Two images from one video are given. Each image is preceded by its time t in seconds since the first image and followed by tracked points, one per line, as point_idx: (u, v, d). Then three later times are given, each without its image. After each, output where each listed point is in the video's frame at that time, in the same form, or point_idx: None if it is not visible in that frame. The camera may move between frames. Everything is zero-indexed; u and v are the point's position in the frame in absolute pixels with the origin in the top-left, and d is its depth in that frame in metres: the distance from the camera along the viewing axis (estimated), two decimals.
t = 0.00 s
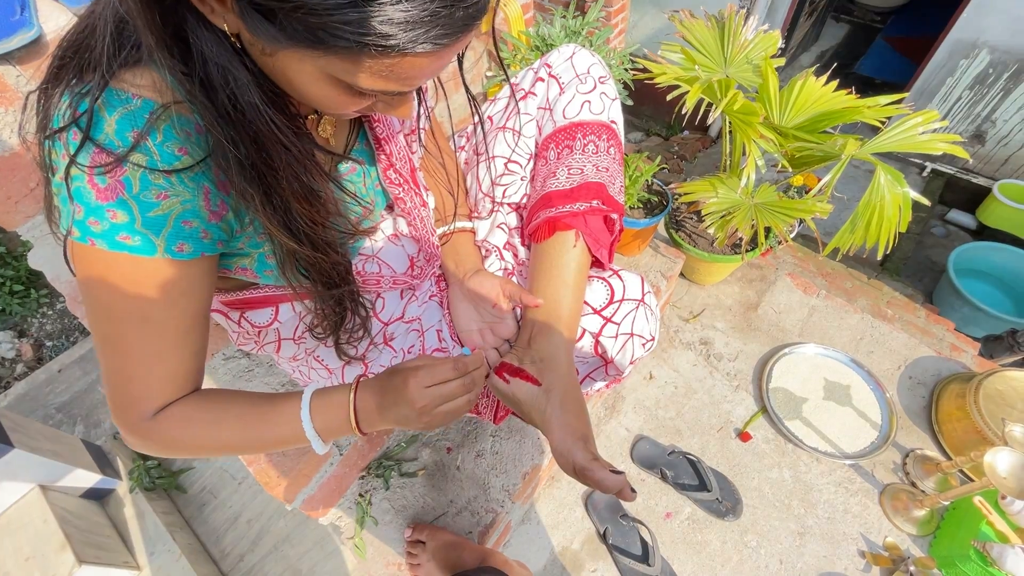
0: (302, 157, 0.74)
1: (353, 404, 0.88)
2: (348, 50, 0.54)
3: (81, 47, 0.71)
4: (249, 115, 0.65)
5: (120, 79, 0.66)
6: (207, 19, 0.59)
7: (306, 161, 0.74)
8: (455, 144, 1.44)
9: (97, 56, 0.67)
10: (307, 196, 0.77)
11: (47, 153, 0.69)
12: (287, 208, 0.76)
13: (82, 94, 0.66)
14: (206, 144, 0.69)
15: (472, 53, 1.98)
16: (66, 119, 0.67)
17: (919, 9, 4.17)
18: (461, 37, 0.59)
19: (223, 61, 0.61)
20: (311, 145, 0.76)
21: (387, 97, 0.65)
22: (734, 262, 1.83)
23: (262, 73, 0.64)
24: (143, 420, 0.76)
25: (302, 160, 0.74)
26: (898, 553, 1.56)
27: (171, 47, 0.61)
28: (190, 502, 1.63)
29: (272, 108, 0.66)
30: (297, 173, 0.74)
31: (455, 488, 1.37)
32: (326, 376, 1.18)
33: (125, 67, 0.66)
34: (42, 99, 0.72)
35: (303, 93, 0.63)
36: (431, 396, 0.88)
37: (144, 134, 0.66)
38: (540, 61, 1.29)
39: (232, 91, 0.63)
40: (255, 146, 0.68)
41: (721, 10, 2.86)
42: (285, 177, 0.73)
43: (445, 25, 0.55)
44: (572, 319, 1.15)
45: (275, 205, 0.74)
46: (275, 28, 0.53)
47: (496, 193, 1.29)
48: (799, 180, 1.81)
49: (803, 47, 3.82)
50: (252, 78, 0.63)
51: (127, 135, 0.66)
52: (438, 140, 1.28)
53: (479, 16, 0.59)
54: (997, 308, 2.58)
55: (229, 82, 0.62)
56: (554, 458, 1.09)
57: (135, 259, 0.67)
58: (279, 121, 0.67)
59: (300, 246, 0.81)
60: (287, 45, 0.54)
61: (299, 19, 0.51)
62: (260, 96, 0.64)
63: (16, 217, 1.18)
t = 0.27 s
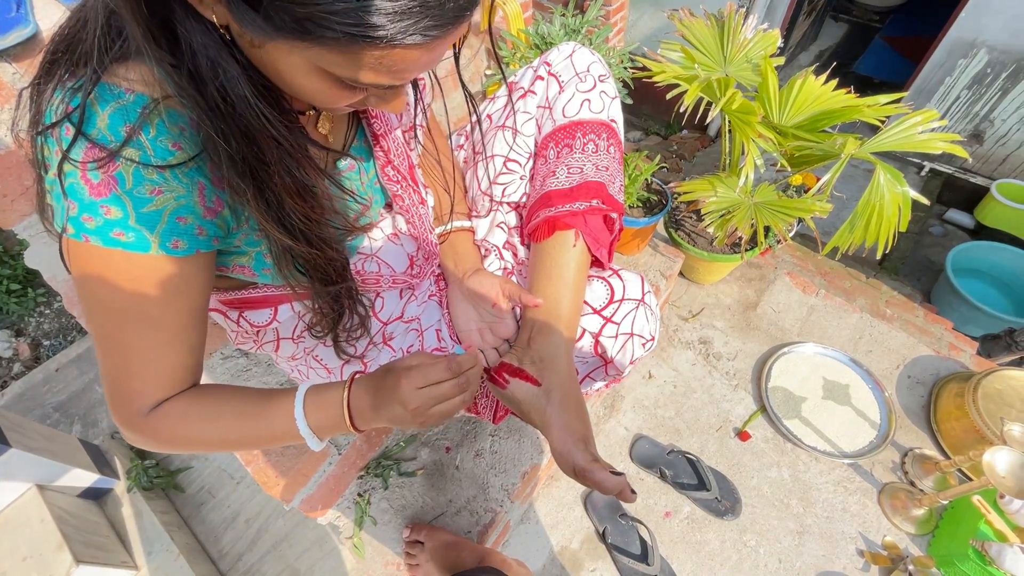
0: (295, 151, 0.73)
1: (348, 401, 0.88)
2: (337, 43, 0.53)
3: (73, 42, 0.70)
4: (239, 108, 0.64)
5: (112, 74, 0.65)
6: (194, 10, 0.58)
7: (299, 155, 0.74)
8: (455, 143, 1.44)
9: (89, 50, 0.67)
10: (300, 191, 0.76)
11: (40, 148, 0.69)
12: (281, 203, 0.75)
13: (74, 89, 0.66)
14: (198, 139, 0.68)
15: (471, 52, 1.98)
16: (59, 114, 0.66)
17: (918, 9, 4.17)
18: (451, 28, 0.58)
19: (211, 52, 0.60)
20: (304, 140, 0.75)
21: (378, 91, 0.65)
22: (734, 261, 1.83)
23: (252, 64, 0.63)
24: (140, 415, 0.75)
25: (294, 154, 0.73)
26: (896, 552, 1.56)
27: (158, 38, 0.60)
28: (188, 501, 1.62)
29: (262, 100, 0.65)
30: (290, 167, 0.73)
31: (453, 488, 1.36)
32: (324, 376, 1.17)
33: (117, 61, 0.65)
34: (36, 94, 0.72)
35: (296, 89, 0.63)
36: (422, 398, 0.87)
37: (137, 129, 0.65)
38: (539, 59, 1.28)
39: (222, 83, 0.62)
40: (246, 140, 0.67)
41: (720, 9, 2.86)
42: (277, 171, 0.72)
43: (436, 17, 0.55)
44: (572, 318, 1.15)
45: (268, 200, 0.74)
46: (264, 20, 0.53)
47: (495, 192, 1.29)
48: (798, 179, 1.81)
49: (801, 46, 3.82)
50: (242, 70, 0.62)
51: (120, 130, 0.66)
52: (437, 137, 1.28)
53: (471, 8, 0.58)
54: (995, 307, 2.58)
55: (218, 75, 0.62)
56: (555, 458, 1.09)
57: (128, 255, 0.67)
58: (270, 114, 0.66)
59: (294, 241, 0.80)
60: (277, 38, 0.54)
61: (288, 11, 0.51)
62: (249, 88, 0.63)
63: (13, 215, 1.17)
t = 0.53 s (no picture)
0: (290, 142, 0.72)
1: (345, 403, 0.88)
2: (329, 39, 0.53)
3: (64, 33, 0.70)
4: (230, 99, 0.63)
5: (105, 67, 0.65)
6: None
7: (294, 146, 0.73)
8: (454, 141, 1.44)
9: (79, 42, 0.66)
10: (295, 183, 0.75)
11: (36, 144, 0.69)
12: (276, 195, 0.75)
13: (65, 82, 0.65)
14: (191, 131, 0.68)
15: (470, 50, 1.98)
16: (52, 107, 0.66)
17: (917, 8, 4.17)
18: (443, 28, 0.57)
19: (199, 42, 0.59)
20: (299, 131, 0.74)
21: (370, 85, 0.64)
22: (733, 260, 1.83)
23: (241, 54, 0.62)
24: (150, 405, 0.78)
25: (288, 145, 0.72)
26: (894, 551, 1.56)
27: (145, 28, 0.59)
28: (187, 500, 1.62)
29: (253, 91, 0.64)
30: (284, 158, 0.72)
31: (453, 486, 1.36)
32: (323, 375, 1.17)
33: (107, 54, 0.65)
34: (30, 88, 0.72)
35: (287, 82, 0.63)
36: (411, 410, 0.86)
37: (132, 123, 0.65)
38: (539, 58, 1.29)
39: (211, 73, 0.61)
40: (238, 132, 0.67)
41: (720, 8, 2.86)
42: (271, 163, 0.71)
43: (428, 18, 0.54)
44: (571, 319, 1.15)
45: (262, 192, 0.73)
46: (257, 16, 0.52)
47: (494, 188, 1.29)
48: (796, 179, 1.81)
49: (801, 46, 3.82)
50: (231, 60, 0.61)
51: (114, 124, 0.66)
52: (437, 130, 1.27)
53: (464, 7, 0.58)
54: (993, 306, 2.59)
55: (207, 65, 0.61)
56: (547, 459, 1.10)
57: (127, 250, 0.68)
58: (261, 105, 0.65)
59: (290, 233, 0.80)
60: (269, 32, 0.54)
61: (279, 8, 0.50)
62: (239, 78, 0.62)
63: (11, 213, 1.17)
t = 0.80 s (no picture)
0: (288, 133, 0.71)
1: (344, 399, 0.88)
2: (321, 37, 0.53)
3: (58, 37, 0.69)
4: (225, 92, 0.63)
5: (101, 67, 0.65)
6: None
7: (291, 137, 0.72)
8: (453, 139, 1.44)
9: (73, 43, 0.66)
10: (297, 175, 0.75)
11: (38, 150, 0.69)
12: (278, 189, 0.74)
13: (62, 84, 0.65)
14: (189, 128, 0.67)
15: (470, 49, 1.98)
16: (51, 110, 0.66)
17: (917, 7, 4.16)
18: (435, 23, 0.57)
19: (188, 36, 0.58)
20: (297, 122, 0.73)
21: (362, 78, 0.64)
22: (733, 260, 1.83)
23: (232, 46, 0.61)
24: (156, 400, 0.79)
25: (287, 136, 0.71)
26: (892, 550, 1.57)
27: (134, 24, 0.59)
28: (185, 498, 1.62)
29: (247, 82, 0.63)
30: (283, 149, 0.71)
31: (452, 485, 1.36)
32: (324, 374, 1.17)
33: (101, 54, 0.65)
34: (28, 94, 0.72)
35: (275, 73, 0.63)
36: (405, 414, 0.85)
37: (131, 122, 0.65)
38: (539, 58, 1.29)
39: (204, 67, 0.60)
40: (235, 125, 0.66)
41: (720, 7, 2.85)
42: (270, 155, 0.71)
43: (420, 16, 0.54)
44: (571, 321, 1.15)
45: (264, 185, 0.73)
46: (248, 13, 0.51)
47: (494, 187, 1.29)
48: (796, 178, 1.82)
49: (801, 45, 3.82)
50: (223, 52, 0.60)
51: (114, 124, 0.66)
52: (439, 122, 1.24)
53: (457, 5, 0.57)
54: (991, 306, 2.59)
55: (199, 58, 0.60)
56: (546, 465, 1.11)
57: (132, 250, 0.68)
58: (257, 97, 0.65)
59: (295, 226, 0.79)
60: (262, 30, 0.53)
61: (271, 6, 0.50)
62: (233, 71, 0.61)
63: (9, 211, 1.17)
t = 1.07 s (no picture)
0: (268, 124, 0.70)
1: (331, 394, 0.88)
2: (285, 11, 0.51)
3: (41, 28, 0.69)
4: (200, 81, 0.62)
5: (82, 58, 0.65)
6: None
7: (272, 128, 0.71)
8: (450, 137, 1.43)
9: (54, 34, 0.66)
10: (278, 166, 0.74)
11: (21, 140, 0.69)
12: (261, 181, 0.74)
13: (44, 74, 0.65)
14: (169, 120, 0.67)
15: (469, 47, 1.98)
16: (33, 101, 0.66)
17: (918, 7, 4.15)
18: None
19: (160, 20, 0.57)
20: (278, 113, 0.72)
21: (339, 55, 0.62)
22: (732, 259, 1.83)
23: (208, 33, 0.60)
24: (149, 395, 0.79)
25: (267, 127, 0.70)
26: (891, 549, 1.57)
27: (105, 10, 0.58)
28: (184, 497, 1.62)
29: (224, 71, 0.62)
30: (266, 141, 0.71)
31: (451, 484, 1.36)
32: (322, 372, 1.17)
33: (79, 44, 0.64)
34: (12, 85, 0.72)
35: (252, 58, 0.62)
36: (394, 408, 0.84)
37: (109, 114, 0.65)
38: (539, 55, 1.28)
39: (179, 54, 0.59)
40: (214, 115, 0.66)
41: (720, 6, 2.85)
42: (249, 145, 0.70)
43: None
44: (571, 318, 1.15)
45: (247, 177, 0.72)
46: None
47: (492, 182, 1.26)
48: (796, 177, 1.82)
49: (801, 44, 3.81)
50: (199, 38, 0.59)
51: (93, 115, 0.65)
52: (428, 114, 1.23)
53: None
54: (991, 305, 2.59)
55: (173, 46, 0.59)
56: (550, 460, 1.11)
57: (112, 243, 0.68)
58: (236, 86, 0.64)
59: (281, 220, 0.79)
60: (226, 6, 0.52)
61: None
62: (209, 57, 0.60)
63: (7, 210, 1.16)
